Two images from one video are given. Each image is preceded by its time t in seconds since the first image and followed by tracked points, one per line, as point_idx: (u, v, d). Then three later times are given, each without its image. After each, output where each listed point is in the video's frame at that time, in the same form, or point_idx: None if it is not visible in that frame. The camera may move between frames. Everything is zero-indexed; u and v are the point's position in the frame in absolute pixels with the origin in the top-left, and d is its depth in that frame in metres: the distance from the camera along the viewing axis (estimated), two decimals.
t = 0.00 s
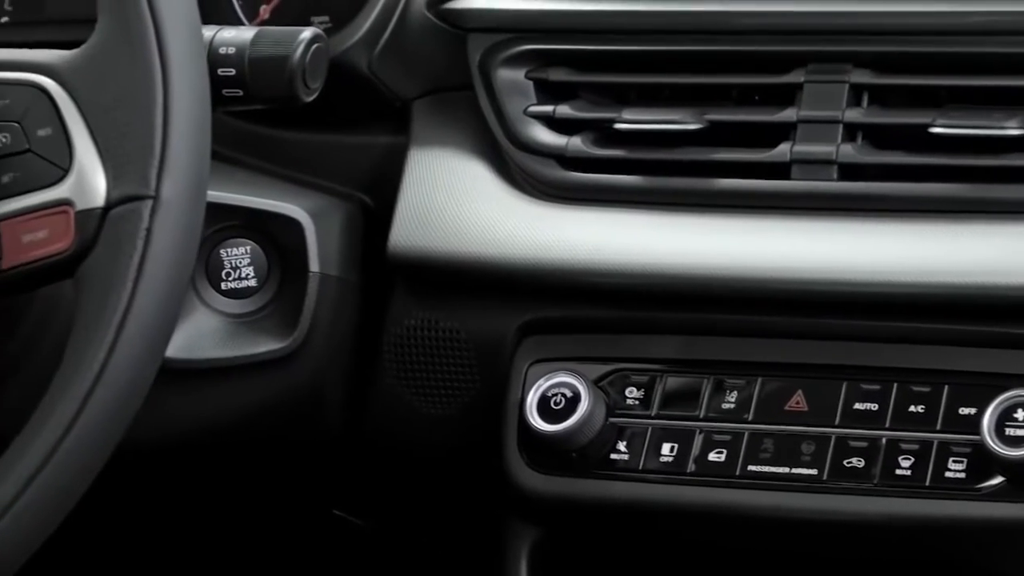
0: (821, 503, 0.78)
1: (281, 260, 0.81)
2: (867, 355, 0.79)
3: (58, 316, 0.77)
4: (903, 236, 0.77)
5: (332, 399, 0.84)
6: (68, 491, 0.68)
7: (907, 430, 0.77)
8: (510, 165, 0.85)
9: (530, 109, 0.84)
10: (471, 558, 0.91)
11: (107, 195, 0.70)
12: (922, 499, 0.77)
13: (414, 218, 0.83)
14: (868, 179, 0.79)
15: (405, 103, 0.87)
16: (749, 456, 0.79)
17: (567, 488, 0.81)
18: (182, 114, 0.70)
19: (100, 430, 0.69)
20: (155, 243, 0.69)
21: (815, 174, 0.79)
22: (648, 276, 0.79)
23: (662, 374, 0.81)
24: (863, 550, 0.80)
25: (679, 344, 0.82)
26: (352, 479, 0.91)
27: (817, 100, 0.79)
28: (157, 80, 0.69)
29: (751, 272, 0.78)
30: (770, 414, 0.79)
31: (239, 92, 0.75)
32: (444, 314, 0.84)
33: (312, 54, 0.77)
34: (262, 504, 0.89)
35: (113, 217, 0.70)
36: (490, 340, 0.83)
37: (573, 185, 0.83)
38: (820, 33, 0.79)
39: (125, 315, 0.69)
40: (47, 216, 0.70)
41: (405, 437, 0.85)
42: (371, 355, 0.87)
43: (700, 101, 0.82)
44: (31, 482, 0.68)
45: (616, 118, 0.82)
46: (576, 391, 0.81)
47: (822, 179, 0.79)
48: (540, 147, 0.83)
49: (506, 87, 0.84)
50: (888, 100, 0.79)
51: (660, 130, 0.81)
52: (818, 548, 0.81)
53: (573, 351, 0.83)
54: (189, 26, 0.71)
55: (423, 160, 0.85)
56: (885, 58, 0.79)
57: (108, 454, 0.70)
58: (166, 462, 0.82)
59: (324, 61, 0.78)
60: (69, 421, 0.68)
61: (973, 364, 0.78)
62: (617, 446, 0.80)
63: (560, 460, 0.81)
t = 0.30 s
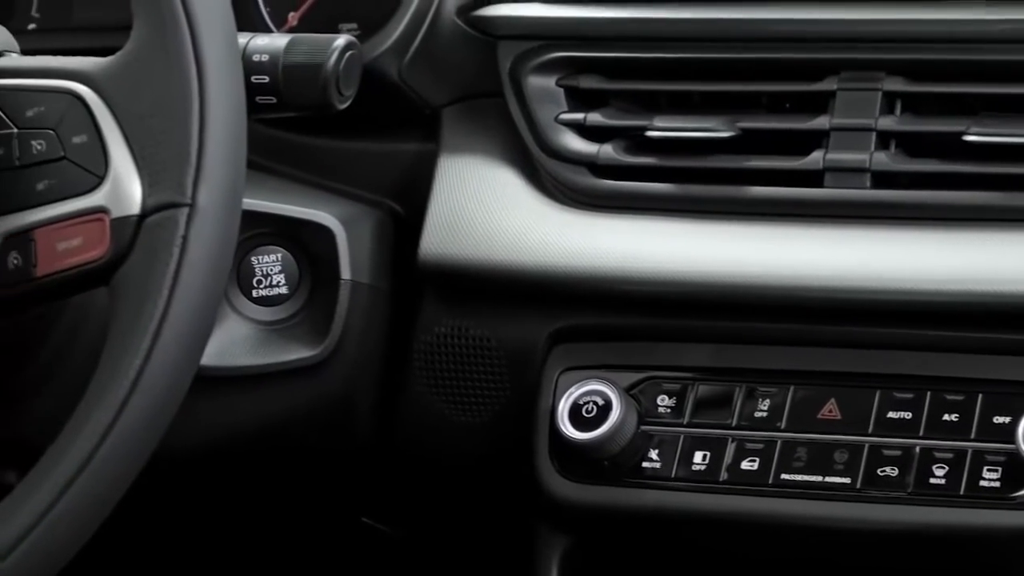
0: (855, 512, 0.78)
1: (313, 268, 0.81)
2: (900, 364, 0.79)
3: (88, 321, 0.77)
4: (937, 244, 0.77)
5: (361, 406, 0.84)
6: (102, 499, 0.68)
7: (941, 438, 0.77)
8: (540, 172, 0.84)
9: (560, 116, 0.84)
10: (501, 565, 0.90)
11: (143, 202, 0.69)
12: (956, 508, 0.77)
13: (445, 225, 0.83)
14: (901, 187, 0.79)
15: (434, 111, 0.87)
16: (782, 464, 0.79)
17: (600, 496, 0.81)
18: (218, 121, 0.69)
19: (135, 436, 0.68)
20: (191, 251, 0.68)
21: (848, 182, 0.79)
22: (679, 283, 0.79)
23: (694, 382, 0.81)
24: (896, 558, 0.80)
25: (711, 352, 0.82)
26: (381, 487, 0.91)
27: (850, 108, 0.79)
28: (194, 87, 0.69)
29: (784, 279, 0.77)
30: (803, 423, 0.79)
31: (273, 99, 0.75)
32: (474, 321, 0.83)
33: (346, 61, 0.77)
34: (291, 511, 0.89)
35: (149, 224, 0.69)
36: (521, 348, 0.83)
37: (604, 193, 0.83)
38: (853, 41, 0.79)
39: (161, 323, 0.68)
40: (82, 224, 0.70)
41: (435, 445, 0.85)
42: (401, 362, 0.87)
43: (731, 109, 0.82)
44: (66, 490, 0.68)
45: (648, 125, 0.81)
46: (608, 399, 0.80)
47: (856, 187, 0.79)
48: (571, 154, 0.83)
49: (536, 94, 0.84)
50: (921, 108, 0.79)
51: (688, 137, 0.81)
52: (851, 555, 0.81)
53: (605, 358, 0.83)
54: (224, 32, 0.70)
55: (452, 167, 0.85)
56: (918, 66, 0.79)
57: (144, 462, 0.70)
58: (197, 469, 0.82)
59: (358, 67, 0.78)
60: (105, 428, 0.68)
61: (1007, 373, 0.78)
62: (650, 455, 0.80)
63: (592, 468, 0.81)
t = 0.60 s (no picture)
0: (888, 521, 0.78)
1: (345, 275, 0.81)
2: (934, 372, 0.79)
3: (123, 324, 0.77)
4: (972, 252, 0.77)
5: (392, 413, 0.84)
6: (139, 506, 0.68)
7: (975, 447, 0.77)
8: (570, 179, 0.84)
9: (592, 124, 0.84)
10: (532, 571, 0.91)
11: (179, 209, 0.69)
12: (990, 517, 0.77)
13: (476, 233, 0.83)
14: (936, 195, 0.79)
15: (465, 118, 0.87)
16: (815, 473, 0.79)
17: (630, 503, 0.81)
18: (254, 128, 0.69)
19: (171, 442, 0.68)
20: (227, 258, 0.68)
21: (883, 191, 0.79)
22: (713, 291, 0.78)
23: (726, 390, 0.81)
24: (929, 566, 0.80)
25: (742, 361, 0.81)
26: (410, 495, 0.91)
27: (883, 117, 0.79)
28: (230, 93, 0.69)
29: (817, 287, 0.77)
30: (835, 431, 0.79)
31: (307, 106, 0.75)
32: (504, 328, 0.83)
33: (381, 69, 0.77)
34: (320, 517, 0.89)
35: (186, 231, 0.69)
36: (552, 355, 0.83)
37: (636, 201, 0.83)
38: (886, 49, 0.79)
39: (198, 330, 0.68)
40: (117, 230, 0.70)
41: (465, 453, 0.85)
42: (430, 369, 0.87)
43: (764, 117, 0.82)
44: (101, 498, 0.67)
45: (680, 133, 0.81)
46: (641, 407, 0.80)
47: (890, 195, 0.79)
48: (603, 161, 0.83)
49: (568, 101, 0.84)
50: (955, 116, 0.79)
51: (720, 144, 0.81)
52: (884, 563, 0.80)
53: (635, 367, 0.82)
54: (259, 38, 0.70)
55: (482, 174, 0.85)
56: (952, 73, 0.79)
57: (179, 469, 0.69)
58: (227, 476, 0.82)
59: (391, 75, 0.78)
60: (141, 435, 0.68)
61: None
62: (682, 462, 0.80)
63: (623, 476, 0.81)
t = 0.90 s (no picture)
0: (922, 529, 0.78)
1: (377, 282, 0.81)
2: (968, 381, 0.78)
3: (155, 331, 0.77)
4: (1007, 260, 0.76)
5: (422, 421, 0.83)
6: (174, 515, 0.68)
7: (1009, 456, 0.76)
8: (602, 188, 0.84)
9: (623, 131, 0.84)
10: None
11: (215, 217, 0.69)
12: None
13: (507, 240, 0.82)
14: (969, 203, 0.79)
15: (495, 125, 0.87)
16: (847, 481, 0.78)
17: (662, 512, 0.81)
18: (291, 135, 0.69)
19: (206, 451, 0.68)
20: (263, 266, 0.68)
21: (917, 198, 0.79)
22: (747, 300, 0.78)
23: (758, 399, 0.80)
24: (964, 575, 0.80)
25: (773, 368, 0.81)
26: (440, 501, 0.91)
27: (915, 125, 0.79)
28: (266, 101, 0.68)
29: (850, 295, 0.77)
30: (868, 439, 0.78)
31: (340, 113, 0.75)
32: (534, 336, 0.83)
33: (414, 76, 0.77)
34: (349, 524, 0.89)
35: (221, 238, 0.69)
36: (583, 362, 0.83)
37: (668, 209, 0.83)
38: (919, 56, 0.79)
39: (233, 338, 0.68)
40: (152, 238, 0.70)
41: (496, 461, 0.85)
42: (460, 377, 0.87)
43: (795, 124, 0.82)
44: (136, 506, 0.67)
45: (712, 140, 0.81)
46: (672, 415, 0.80)
47: (924, 203, 0.79)
48: (635, 168, 0.83)
49: (598, 108, 0.84)
50: (989, 123, 0.79)
51: (752, 152, 0.81)
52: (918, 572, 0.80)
53: (667, 374, 0.82)
54: (295, 44, 0.70)
55: (514, 180, 0.85)
56: (985, 81, 0.78)
57: (214, 477, 0.69)
58: (259, 483, 0.82)
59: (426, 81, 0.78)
60: (176, 443, 0.67)
61: None
62: (713, 471, 0.80)
63: (655, 484, 0.81)
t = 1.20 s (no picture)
0: (956, 538, 0.77)
1: (409, 290, 0.81)
2: (1002, 390, 0.78)
3: (188, 337, 0.77)
4: None
5: (452, 429, 0.83)
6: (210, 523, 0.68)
7: None
8: (633, 195, 0.84)
9: (654, 138, 0.83)
10: None
11: (251, 224, 0.69)
12: None
13: (537, 247, 0.82)
14: (1002, 211, 0.78)
15: (525, 132, 0.87)
16: (881, 491, 0.78)
17: (694, 520, 0.81)
18: (327, 142, 0.69)
19: (243, 458, 0.68)
20: (300, 273, 0.68)
21: (952, 207, 0.78)
22: (779, 307, 0.78)
23: (792, 407, 0.80)
24: None
25: (806, 376, 0.81)
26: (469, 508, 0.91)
27: (948, 133, 0.78)
28: (303, 108, 0.68)
29: (882, 303, 0.77)
30: (902, 448, 0.78)
31: (375, 121, 0.75)
32: (565, 344, 0.83)
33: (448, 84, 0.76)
34: (378, 529, 0.89)
35: (257, 246, 0.69)
36: (614, 370, 0.82)
37: (700, 216, 0.83)
38: (952, 64, 0.78)
39: (269, 346, 0.67)
40: (188, 246, 0.69)
41: (526, 469, 0.85)
42: (489, 384, 0.87)
43: (827, 131, 0.82)
44: (173, 514, 0.67)
45: (745, 148, 0.81)
46: (705, 424, 0.80)
47: (958, 211, 0.78)
48: (666, 176, 0.83)
49: (630, 115, 0.84)
50: None
51: (782, 160, 0.81)
52: None
53: (700, 383, 0.82)
54: (332, 51, 0.70)
55: (545, 187, 0.85)
56: (1020, 88, 0.78)
57: (249, 484, 0.69)
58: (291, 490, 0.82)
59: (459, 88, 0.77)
60: (213, 451, 0.67)
61: None
62: (746, 479, 0.79)
63: (687, 492, 0.81)
